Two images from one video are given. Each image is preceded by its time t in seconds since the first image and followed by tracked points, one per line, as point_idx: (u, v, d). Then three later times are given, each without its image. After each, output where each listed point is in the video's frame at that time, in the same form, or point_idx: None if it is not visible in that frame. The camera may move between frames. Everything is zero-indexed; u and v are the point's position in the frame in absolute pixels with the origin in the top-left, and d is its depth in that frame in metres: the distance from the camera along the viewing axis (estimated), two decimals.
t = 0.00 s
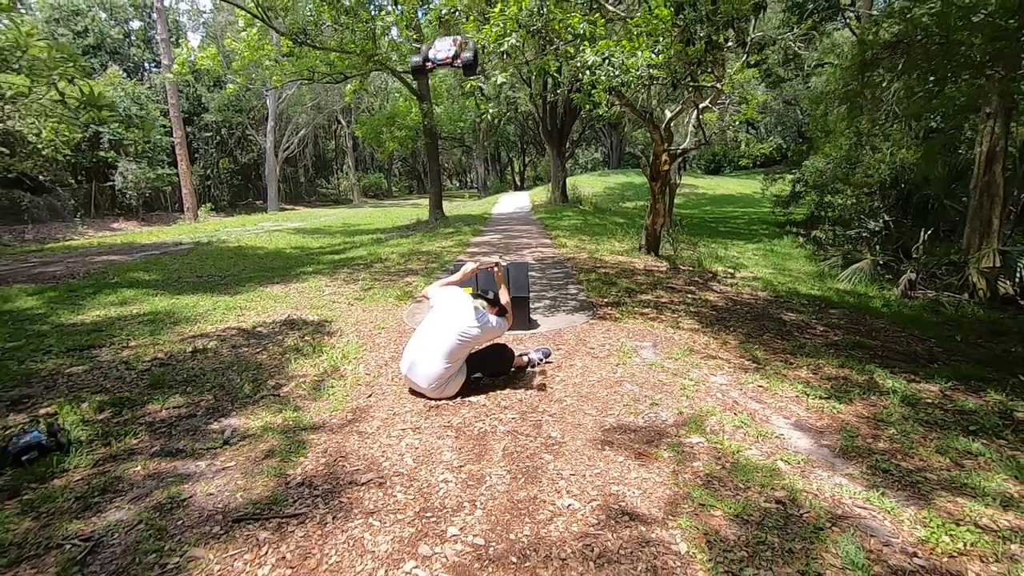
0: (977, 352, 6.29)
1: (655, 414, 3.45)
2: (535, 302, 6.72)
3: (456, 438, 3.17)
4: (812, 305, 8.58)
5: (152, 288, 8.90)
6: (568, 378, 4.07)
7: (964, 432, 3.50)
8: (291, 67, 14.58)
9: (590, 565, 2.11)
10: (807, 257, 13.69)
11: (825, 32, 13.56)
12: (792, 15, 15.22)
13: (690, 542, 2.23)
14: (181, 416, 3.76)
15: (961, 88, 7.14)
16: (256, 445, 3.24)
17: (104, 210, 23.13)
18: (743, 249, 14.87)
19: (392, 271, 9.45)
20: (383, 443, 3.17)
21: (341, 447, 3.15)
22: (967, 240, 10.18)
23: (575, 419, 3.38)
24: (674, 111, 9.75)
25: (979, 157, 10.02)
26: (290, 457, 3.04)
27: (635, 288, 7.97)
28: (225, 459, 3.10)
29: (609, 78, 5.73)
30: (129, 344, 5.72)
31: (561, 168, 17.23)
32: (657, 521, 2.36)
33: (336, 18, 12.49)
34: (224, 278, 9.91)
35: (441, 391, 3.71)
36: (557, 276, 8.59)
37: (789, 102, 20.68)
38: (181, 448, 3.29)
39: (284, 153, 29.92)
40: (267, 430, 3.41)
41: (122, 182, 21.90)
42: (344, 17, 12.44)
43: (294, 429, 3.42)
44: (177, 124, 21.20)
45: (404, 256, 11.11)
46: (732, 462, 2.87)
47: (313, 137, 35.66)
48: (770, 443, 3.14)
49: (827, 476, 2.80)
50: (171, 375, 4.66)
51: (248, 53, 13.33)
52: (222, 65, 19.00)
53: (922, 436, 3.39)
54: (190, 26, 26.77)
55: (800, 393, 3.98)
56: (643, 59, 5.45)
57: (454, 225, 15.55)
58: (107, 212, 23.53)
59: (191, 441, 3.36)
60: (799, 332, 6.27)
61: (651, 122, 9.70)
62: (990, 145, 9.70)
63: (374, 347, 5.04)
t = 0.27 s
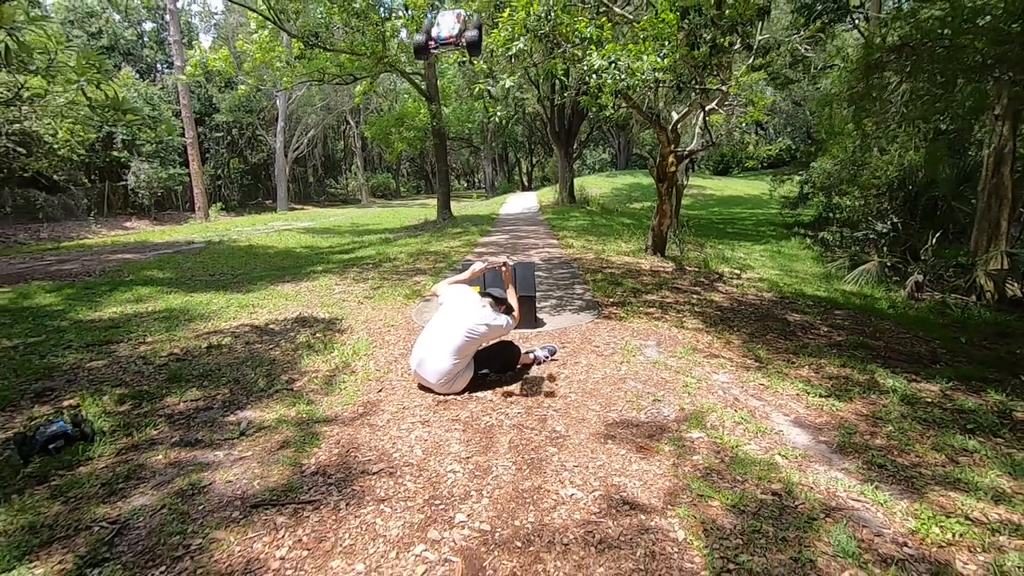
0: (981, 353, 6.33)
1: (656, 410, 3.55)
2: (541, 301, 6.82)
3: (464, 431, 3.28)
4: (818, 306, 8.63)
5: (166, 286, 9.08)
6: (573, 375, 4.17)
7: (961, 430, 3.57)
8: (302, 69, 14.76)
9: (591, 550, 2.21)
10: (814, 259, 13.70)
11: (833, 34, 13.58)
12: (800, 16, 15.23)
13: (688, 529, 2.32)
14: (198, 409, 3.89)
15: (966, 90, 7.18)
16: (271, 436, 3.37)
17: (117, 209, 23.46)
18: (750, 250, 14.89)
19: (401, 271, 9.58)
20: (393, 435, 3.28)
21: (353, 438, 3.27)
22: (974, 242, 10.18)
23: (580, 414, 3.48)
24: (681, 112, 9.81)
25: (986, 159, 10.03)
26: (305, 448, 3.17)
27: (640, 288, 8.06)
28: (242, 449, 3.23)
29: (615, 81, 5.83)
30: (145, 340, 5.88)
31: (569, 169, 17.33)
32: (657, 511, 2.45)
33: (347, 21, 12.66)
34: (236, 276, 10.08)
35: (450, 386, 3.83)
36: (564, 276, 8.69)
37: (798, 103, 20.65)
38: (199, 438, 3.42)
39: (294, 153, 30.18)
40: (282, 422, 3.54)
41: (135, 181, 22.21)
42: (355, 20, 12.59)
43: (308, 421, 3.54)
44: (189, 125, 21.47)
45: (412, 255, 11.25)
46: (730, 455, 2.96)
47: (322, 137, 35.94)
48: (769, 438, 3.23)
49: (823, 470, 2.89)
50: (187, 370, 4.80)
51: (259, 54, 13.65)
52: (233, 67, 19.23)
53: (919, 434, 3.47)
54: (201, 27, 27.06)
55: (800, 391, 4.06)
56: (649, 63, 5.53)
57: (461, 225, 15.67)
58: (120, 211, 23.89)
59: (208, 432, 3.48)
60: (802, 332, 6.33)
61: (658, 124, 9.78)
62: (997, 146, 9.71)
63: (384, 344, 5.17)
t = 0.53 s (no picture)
0: (984, 355, 6.37)
1: (659, 406, 3.65)
2: (548, 301, 6.92)
3: (471, 425, 3.39)
4: (823, 307, 8.67)
5: (179, 283, 9.26)
6: (578, 373, 4.27)
7: (958, 430, 3.64)
8: (313, 69, 14.93)
9: (594, 536, 2.31)
10: (821, 261, 13.71)
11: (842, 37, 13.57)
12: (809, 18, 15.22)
13: (686, 518, 2.42)
14: (215, 401, 4.02)
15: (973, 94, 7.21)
16: (285, 427, 3.49)
17: (129, 207, 23.78)
18: (757, 252, 14.92)
19: (409, 270, 9.71)
20: (403, 428, 3.40)
21: (365, 430, 3.39)
22: (982, 245, 10.19)
23: (584, 409, 3.58)
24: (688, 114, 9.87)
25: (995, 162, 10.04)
26: (318, 439, 3.29)
27: (646, 289, 8.14)
28: (258, 439, 3.35)
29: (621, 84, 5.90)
30: (161, 336, 6.03)
31: (576, 170, 17.41)
32: (656, 500, 2.55)
33: (358, 23, 12.82)
34: (247, 274, 10.25)
35: (458, 382, 3.94)
36: (570, 276, 8.78)
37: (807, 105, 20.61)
38: (217, 429, 3.55)
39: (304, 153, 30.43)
40: (296, 414, 3.67)
41: (147, 180, 22.51)
42: (365, 21, 12.74)
43: (320, 414, 3.66)
44: (201, 124, 21.71)
45: (420, 255, 11.38)
46: (730, 450, 3.06)
47: (332, 137, 36.21)
48: (768, 435, 3.31)
49: (820, 465, 2.97)
50: (203, 364, 4.95)
51: (271, 55, 14.16)
52: (245, 67, 19.46)
53: (916, 432, 3.54)
54: (213, 27, 27.35)
55: (801, 390, 4.14)
56: (655, 67, 5.60)
57: (469, 225, 15.79)
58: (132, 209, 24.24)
59: (225, 423, 3.62)
60: (806, 333, 6.40)
61: (665, 126, 9.85)
62: (1005, 150, 9.73)
63: (394, 341, 5.29)
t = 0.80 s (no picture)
0: (987, 358, 6.41)
1: (661, 403, 3.75)
2: (554, 300, 7.02)
3: (479, 419, 3.51)
4: (828, 309, 8.72)
5: (192, 280, 9.43)
6: (583, 370, 4.38)
7: (955, 429, 3.72)
8: (324, 71, 15.11)
9: (596, 524, 2.41)
10: (828, 264, 13.72)
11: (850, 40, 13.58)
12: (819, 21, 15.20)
13: (685, 509, 2.52)
14: (231, 394, 4.16)
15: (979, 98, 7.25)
16: (300, 420, 3.62)
17: (141, 205, 24.09)
18: (764, 254, 14.94)
19: (417, 269, 9.84)
20: (413, 421, 3.52)
21: (376, 423, 3.51)
22: (990, 249, 10.23)
23: (588, 405, 3.69)
24: (695, 117, 9.94)
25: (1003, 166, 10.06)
26: (331, 431, 3.41)
27: (652, 290, 8.22)
28: (274, 430, 3.48)
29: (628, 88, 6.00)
30: (177, 331, 6.18)
31: (584, 171, 17.49)
32: (656, 492, 2.65)
33: (369, 25, 12.98)
34: (258, 272, 10.41)
35: (465, 378, 4.05)
36: (577, 276, 8.88)
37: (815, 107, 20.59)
38: (234, 420, 3.69)
39: (313, 152, 30.69)
40: (310, 408, 3.79)
41: (159, 179, 22.81)
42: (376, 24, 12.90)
43: (333, 407, 3.79)
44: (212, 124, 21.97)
45: (428, 255, 11.51)
46: (729, 446, 3.15)
47: (341, 137, 36.47)
48: (767, 432, 3.40)
49: (816, 461, 3.06)
50: (218, 359, 5.09)
51: (283, 56, 14.22)
52: (256, 67, 19.68)
53: (914, 431, 3.62)
54: (225, 28, 27.65)
55: (801, 390, 4.22)
56: (660, 72, 5.72)
57: (477, 225, 15.91)
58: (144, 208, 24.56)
59: (242, 415, 3.75)
60: (810, 334, 6.47)
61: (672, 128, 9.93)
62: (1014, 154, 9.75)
63: (403, 338, 5.41)
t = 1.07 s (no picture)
0: (991, 361, 6.46)
1: (663, 400, 3.85)
2: (560, 300, 7.13)
3: (486, 414, 3.62)
4: (833, 312, 8.77)
5: (205, 278, 9.63)
6: (587, 368, 4.49)
7: (952, 429, 3.79)
8: (334, 72, 15.30)
9: (598, 513, 2.52)
10: (835, 266, 13.73)
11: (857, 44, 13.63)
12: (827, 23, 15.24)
13: (683, 500, 2.62)
14: (246, 388, 4.30)
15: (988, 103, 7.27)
16: (313, 413, 3.76)
17: (154, 204, 24.42)
18: (771, 256, 14.97)
19: (426, 269, 9.98)
20: (422, 415, 3.64)
21: (387, 416, 3.64)
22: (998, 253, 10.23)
23: (592, 402, 3.80)
24: (703, 119, 10.02)
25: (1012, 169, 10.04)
26: (344, 423, 3.54)
27: (657, 290, 8.31)
28: (289, 422, 3.62)
29: (636, 92, 6.25)
30: (192, 328, 6.35)
31: (591, 173, 17.59)
32: (657, 484, 2.76)
33: (380, 28, 13.15)
34: (270, 271, 10.59)
35: (473, 374, 4.17)
36: (583, 277, 8.98)
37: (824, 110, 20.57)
38: (251, 413, 3.83)
39: (323, 153, 30.95)
40: (323, 401, 3.93)
41: (171, 178, 23.12)
42: (388, 26, 13.05)
43: (345, 401, 3.92)
44: (224, 124, 22.22)
45: (437, 255, 11.65)
46: (728, 442, 3.25)
47: (350, 137, 36.74)
48: (766, 429, 3.49)
49: (813, 458, 3.15)
50: (233, 354, 5.23)
51: (294, 58, 14.40)
52: (268, 68, 19.92)
53: (910, 430, 3.71)
54: (237, 28, 27.95)
55: (802, 390, 4.30)
56: (667, 77, 5.82)
57: (484, 226, 16.04)
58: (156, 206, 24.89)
59: (257, 408, 3.89)
60: (814, 336, 6.54)
61: (679, 130, 10.01)
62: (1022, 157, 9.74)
63: (412, 336, 5.54)
